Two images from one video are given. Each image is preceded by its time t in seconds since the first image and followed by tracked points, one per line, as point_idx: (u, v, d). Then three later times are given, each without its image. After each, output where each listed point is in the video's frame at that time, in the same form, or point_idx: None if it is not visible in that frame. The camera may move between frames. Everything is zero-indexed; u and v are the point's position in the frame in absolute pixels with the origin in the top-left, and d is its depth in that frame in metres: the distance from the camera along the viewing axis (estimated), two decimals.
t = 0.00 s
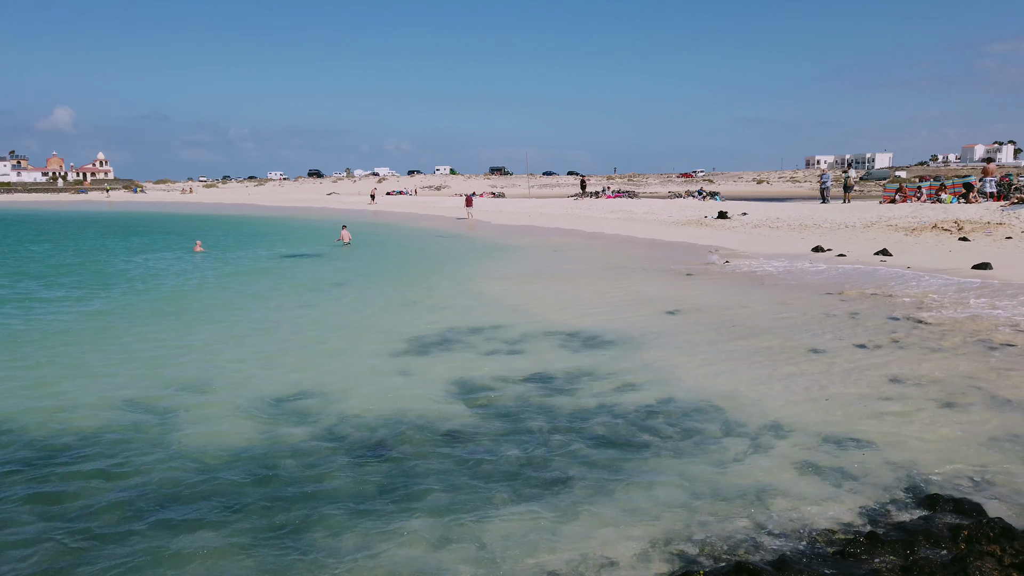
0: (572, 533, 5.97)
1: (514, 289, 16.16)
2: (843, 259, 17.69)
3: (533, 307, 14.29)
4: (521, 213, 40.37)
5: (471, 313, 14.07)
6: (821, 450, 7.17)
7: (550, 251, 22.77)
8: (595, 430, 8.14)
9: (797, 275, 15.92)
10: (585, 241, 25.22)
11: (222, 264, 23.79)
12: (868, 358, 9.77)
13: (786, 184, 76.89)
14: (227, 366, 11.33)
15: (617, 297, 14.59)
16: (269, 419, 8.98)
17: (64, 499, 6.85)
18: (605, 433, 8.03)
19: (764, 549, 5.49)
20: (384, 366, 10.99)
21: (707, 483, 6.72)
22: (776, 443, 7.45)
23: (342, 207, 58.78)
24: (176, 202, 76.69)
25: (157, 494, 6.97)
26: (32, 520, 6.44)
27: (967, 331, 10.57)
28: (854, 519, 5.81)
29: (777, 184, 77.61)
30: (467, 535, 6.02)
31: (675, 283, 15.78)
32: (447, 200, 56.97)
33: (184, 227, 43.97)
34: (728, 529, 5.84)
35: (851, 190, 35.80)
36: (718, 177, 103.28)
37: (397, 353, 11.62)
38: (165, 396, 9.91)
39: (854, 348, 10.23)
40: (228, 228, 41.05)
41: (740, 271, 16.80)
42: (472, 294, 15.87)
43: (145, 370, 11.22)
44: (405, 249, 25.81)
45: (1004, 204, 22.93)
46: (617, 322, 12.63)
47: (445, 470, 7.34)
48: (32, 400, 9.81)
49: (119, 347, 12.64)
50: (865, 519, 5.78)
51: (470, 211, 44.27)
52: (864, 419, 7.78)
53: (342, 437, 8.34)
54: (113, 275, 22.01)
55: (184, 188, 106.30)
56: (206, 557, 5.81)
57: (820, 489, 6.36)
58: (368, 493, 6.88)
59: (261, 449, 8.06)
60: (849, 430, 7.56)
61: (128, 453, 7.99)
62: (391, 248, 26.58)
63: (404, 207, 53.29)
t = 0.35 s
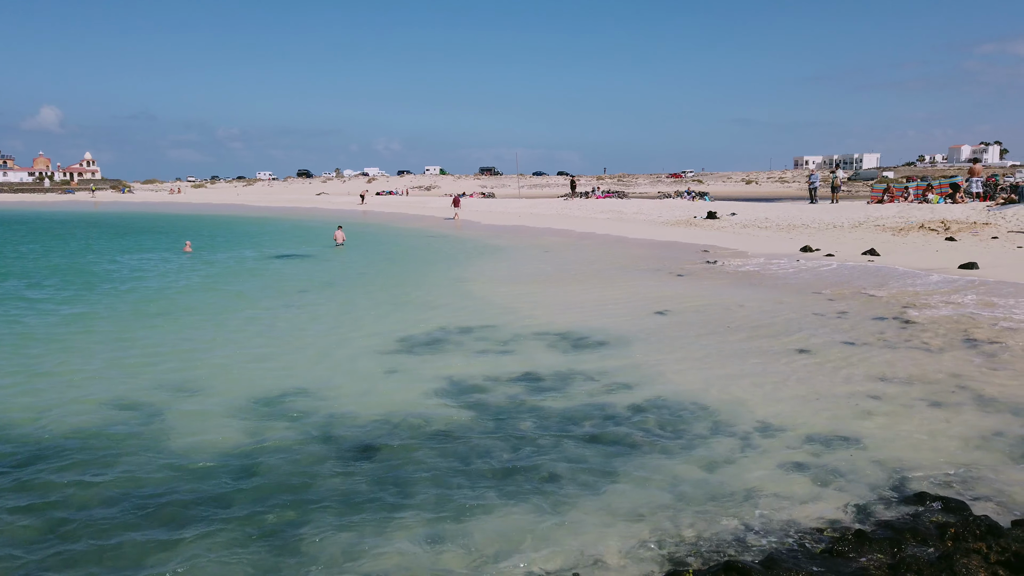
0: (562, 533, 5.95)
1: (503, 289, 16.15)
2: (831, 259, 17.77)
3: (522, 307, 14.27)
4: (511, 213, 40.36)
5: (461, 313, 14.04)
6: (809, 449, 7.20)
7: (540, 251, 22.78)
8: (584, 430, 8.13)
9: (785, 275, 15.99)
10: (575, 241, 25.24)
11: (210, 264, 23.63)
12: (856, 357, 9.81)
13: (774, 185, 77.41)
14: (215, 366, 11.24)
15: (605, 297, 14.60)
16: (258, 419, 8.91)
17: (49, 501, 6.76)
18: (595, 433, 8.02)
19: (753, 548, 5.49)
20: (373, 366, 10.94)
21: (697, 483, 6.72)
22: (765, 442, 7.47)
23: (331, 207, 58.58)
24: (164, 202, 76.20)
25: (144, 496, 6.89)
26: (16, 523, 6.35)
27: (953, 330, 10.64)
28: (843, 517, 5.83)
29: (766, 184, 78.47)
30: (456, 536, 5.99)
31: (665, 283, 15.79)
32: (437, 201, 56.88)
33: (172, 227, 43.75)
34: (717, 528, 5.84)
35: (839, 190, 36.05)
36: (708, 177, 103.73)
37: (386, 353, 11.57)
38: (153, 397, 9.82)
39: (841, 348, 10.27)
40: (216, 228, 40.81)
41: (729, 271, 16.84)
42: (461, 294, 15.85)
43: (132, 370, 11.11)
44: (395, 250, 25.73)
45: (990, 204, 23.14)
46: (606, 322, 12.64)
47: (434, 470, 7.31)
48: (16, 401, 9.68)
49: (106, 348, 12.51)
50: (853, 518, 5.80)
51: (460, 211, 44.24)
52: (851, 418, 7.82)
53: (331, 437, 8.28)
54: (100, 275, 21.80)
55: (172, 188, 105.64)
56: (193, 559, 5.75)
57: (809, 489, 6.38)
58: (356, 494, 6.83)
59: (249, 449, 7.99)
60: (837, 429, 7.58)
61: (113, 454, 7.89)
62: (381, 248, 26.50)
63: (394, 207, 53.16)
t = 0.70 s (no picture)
0: (552, 534, 5.96)
1: (493, 289, 16.14)
2: (820, 258, 17.87)
3: (512, 308, 14.26)
4: (501, 213, 40.38)
5: (451, 313, 14.00)
6: (798, 449, 7.23)
7: (530, 251, 22.79)
8: (574, 430, 8.14)
9: (773, 275, 16.06)
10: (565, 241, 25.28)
11: (199, 265, 23.50)
12: (844, 357, 9.85)
13: (763, 185, 77.86)
14: (204, 366, 11.19)
15: (595, 298, 14.62)
16: (247, 420, 8.87)
17: (35, 504, 6.69)
18: (585, 434, 8.03)
19: (741, 547, 5.51)
20: (364, 366, 10.91)
21: (686, 482, 6.74)
22: (754, 442, 7.50)
23: (321, 207, 58.39)
24: (152, 203, 75.74)
25: (132, 497, 6.84)
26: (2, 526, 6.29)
27: (940, 330, 10.72)
28: (831, 517, 5.86)
29: (753, 184, 79.79)
30: (446, 537, 5.98)
31: (655, 283, 15.82)
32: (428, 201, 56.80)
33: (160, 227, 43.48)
34: (705, 527, 5.87)
35: (827, 190, 36.31)
36: (697, 177, 104.26)
37: (376, 353, 11.55)
38: (142, 398, 9.76)
39: (830, 347, 10.33)
40: (204, 228, 40.58)
41: (718, 271, 16.91)
42: (451, 295, 15.83)
43: (121, 371, 11.03)
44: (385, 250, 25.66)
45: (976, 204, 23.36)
46: (595, 323, 12.65)
47: (423, 471, 7.29)
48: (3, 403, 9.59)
49: (94, 349, 12.42)
50: (840, 517, 5.83)
51: (450, 211, 44.20)
52: (840, 418, 7.85)
53: (321, 437, 8.25)
54: (87, 276, 21.62)
55: (161, 188, 104.99)
56: (182, 561, 5.71)
57: (796, 488, 6.40)
58: (346, 495, 6.81)
59: (238, 450, 7.95)
60: (825, 429, 7.62)
61: (100, 456, 7.83)
62: (371, 248, 26.43)
63: (385, 207, 53.07)
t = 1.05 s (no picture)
0: (542, 535, 5.95)
1: (483, 289, 16.13)
2: (809, 258, 17.96)
3: (502, 307, 14.25)
4: (492, 213, 40.37)
5: (441, 313, 13.97)
6: (786, 449, 7.27)
7: (520, 252, 22.80)
8: (564, 430, 8.14)
9: (762, 275, 16.12)
10: (555, 241, 25.33)
11: (188, 265, 23.37)
12: (832, 356, 9.90)
13: (752, 185, 78.29)
14: (193, 368, 11.12)
15: (585, 298, 14.63)
16: (236, 421, 8.82)
17: (21, 508, 6.62)
18: (575, 433, 8.03)
19: (730, 547, 5.53)
20: (353, 366, 10.88)
21: (676, 482, 6.75)
22: (743, 442, 7.53)
23: (311, 207, 58.17)
24: (140, 203, 75.23)
25: (119, 500, 6.78)
26: None
27: (927, 329, 10.80)
28: (820, 516, 5.88)
29: (741, 184, 80.23)
30: (436, 538, 5.96)
31: (645, 283, 15.85)
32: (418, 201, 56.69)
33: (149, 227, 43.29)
34: (695, 527, 5.88)
35: (815, 190, 36.56)
36: (687, 176, 104.65)
37: (366, 354, 11.51)
38: (130, 400, 9.69)
39: (818, 347, 10.38)
40: (193, 229, 40.35)
41: (707, 271, 16.96)
42: (441, 295, 15.80)
43: (108, 373, 10.94)
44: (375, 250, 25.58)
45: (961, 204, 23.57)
46: (585, 323, 12.66)
47: (413, 471, 7.27)
48: None
49: (81, 351, 12.32)
50: (828, 517, 5.86)
51: (440, 212, 44.14)
52: (828, 418, 7.88)
53: (311, 438, 8.22)
54: (74, 277, 21.44)
55: (149, 188, 104.27)
56: (169, 565, 5.67)
57: (785, 488, 6.43)
58: (336, 496, 6.78)
59: (226, 452, 7.91)
60: (813, 429, 7.65)
61: (86, 458, 7.77)
62: (360, 249, 26.34)
63: (375, 207, 52.98)
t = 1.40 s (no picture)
0: (531, 535, 5.93)
1: (473, 289, 16.11)
2: (797, 258, 18.04)
3: (493, 307, 14.24)
4: (482, 213, 40.37)
5: (431, 313, 13.95)
6: (774, 448, 7.29)
7: (510, 251, 22.80)
8: (553, 430, 8.14)
9: (751, 274, 16.17)
10: (546, 241, 25.35)
11: (176, 265, 23.22)
12: (820, 356, 9.94)
13: (741, 185, 78.76)
14: (181, 368, 11.04)
15: (575, 298, 14.64)
16: (225, 422, 8.76)
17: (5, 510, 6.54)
18: (565, 433, 8.02)
19: (718, 546, 5.54)
20: (343, 366, 10.83)
21: (665, 482, 6.75)
22: (732, 442, 7.54)
23: (301, 207, 57.95)
24: (128, 203, 74.72)
25: (105, 502, 6.71)
26: None
27: (914, 329, 10.86)
28: (808, 516, 5.90)
29: (731, 184, 80.71)
30: (425, 539, 5.93)
31: (634, 283, 15.86)
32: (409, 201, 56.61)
33: (136, 228, 42.92)
34: (684, 527, 5.88)
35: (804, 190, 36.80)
36: (677, 176, 105.11)
37: (355, 353, 11.47)
38: (117, 401, 9.60)
39: (807, 347, 10.42)
40: (181, 229, 40.11)
41: (696, 271, 17.00)
42: (430, 295, 15.76)
43: (95, 374, 10.84)
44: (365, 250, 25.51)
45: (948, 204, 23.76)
46: (575, 323, 12.66)
47: (402, 472, 7.24)
48: None
49: (67, 351, 12.20)
50: (816, 516, 5.87)
51: (431, 212, 44.08)
52: (816, 418, 7.91)
53: (299, 439, 8.17)
54: (60, 278, 21.25)
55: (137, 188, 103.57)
56: (155, 567, 5.61)
57: (773, 488, 6.45)
58: (324, 497, 6.74)
59: (214, 453, 7.85)
60: (801, 428, 7.68)
61: (72, 460, 7.68)
62: (350, 249, 26.26)
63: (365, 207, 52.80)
